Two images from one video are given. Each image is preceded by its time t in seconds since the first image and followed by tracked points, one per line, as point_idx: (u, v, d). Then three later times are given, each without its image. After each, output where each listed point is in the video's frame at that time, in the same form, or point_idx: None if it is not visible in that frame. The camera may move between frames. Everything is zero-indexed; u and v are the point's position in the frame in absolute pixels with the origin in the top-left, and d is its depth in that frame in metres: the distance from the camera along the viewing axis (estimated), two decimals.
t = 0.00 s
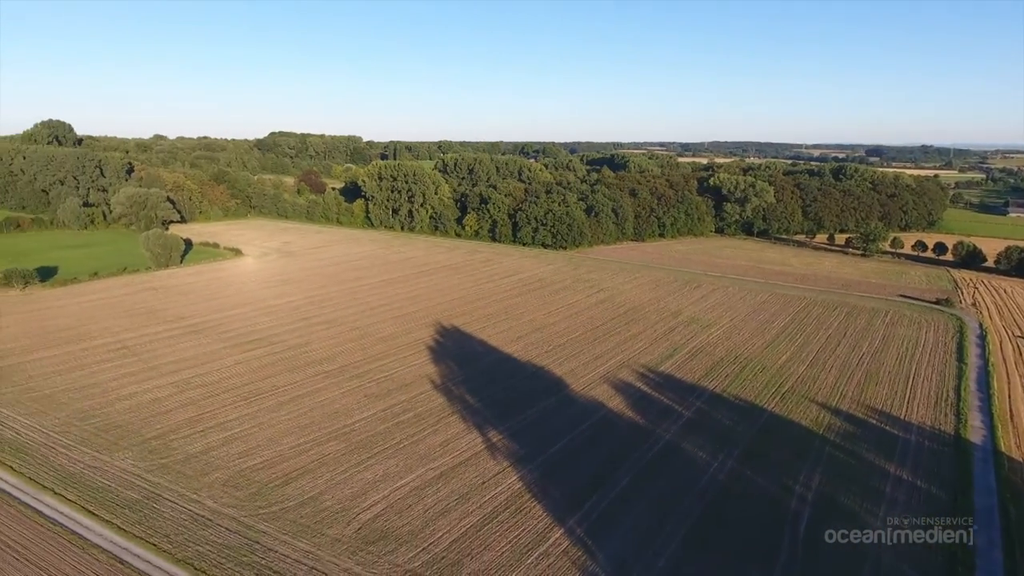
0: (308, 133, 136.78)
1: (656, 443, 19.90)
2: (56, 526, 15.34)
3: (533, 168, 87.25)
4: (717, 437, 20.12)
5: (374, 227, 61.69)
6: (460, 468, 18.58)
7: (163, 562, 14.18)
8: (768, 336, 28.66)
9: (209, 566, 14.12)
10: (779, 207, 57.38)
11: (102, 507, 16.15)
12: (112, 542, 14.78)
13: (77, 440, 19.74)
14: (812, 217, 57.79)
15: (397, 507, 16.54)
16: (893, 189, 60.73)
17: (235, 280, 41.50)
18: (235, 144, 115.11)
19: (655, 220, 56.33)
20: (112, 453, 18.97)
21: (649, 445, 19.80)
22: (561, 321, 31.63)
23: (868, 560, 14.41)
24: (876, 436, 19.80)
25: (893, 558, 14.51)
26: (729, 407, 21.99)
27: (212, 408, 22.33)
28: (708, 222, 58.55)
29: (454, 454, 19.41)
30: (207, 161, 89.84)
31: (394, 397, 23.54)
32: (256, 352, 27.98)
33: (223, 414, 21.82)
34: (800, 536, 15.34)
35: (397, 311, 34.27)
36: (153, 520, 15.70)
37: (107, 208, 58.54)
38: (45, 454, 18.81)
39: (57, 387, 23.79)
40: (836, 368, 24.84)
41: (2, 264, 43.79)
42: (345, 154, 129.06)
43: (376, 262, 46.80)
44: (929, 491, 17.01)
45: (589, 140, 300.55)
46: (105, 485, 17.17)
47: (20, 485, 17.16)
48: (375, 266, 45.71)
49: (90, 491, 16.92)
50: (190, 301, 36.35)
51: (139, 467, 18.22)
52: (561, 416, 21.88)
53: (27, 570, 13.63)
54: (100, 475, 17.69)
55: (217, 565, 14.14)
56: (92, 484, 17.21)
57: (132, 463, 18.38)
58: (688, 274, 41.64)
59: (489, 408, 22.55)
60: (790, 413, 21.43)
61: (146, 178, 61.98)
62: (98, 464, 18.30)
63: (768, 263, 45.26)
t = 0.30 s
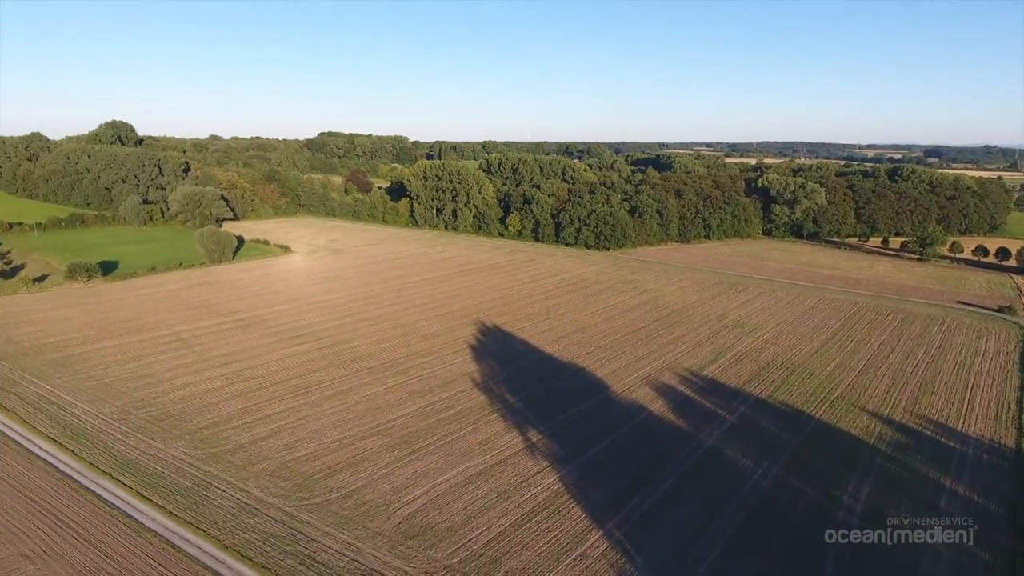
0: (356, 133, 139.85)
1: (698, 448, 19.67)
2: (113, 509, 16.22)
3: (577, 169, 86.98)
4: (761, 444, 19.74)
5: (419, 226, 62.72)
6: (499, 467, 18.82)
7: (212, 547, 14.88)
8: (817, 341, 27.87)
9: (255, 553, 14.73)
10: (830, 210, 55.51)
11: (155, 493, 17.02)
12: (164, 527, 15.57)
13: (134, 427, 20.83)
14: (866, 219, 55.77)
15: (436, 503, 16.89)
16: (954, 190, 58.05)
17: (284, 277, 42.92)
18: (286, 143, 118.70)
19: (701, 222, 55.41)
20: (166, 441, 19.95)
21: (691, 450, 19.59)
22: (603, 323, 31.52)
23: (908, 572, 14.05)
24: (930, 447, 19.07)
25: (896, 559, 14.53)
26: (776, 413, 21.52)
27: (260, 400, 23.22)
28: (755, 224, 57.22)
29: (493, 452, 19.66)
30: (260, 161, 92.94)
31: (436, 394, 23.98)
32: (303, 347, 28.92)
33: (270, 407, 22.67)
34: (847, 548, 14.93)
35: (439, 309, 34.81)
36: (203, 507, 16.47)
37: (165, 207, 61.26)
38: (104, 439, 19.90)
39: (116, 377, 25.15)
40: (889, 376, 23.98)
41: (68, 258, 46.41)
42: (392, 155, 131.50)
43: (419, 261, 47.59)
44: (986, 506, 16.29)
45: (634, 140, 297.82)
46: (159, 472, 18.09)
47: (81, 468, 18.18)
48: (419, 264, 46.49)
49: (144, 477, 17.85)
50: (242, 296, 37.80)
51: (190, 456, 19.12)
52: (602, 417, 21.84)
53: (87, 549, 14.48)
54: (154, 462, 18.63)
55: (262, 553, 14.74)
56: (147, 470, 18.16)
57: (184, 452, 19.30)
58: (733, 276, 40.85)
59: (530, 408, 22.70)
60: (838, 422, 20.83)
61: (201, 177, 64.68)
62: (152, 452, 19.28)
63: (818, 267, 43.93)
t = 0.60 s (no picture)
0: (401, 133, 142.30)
1: (742, 454, 19.39)
2: (165, 495, 17.12)
3: (621, 169, 86.25)
4: (807, 452, 19.31)
5: (461, 226, 63.45)
6: (537, 467, 18.99)
7: (257, 535, 15.56)
8: (868, 348, 26.97)
9: (298, 543, 15.33)
10: (884, 212, 53.54)
11: (205, 481, 17.89)
12: (213, 514, 16.36)
13: (186, 417, 21.89)
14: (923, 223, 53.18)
15: (474, 500, 17.19)
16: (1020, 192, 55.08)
17: (330, 274, 44.14)
18: (334, 143, 121.67)
19: (748, 223, 54.25)
20: (216, 431, 20.92)
21: (734, 456, 19.31)
22: (644, 325, 31.29)
23: None
24: (988, 461, 18.28)
25: (895, 559, 14.62)
26: (823, 421, 21.00)
27: (306, 394, 24.05)
28: (805, 226, 55.65)
29: (532, 452, 19.85)
30: (309, 160, 95.62)
31: (475, 392, 24.34)
32: (347, 343, 29.74)
33: (316, 400, 23.45)
34: (897, 563, 14.49)
35: (480, 308, 35.21)
36: (249, 496, 17.22)
37: (218, 206, 63.89)
38: (159, 428, 21.01)
39: (170, 368, 26.45)
40: (945, 386, 23.02)
41: (128, 253, 48.95)
42: (436, 155, 133.25)
43: (462, 260, 48.17)
44: None
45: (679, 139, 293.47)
46: (208, 461, 18.99)
47: (137, 454, 19.25)
48: (461, 264, 47.05)
49: (195, 464, 18.77)
50: (291, 292, 39.07)
51: (238, 446, 20.00)
52: (643, 420, 21.77)
53: (140, 532, 15.34)
54: (204, 451, 19.56)
55: (305, 543, 15.33)
56: (197, 458, 19.09)
57: (233, 443, 20.19)
58: (780, 280, 39.87)
59: (570, 409, 22.76)
60: (890, 432, 20.16)
61: (254, 176, 67.05)
62: (203, 441, 20.24)
63: (870, 271, 42.43)
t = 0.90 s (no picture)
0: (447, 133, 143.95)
1: (789, 462, 19.03)
2: (215, 483, 18.00)
3: (667, 169, 85.09)
4: (857, 462, 18.81)
5: (505, 226, 63.88)
6: (577, 468, 19.09)
7: (301, 525, 16.18)
8: (925, 356, 25.97)
9: (341, 534, 15.89)
10: (944, 214, 51.12)
11: (252, 470, 18.73)
12: (259, 503, 17.12)
13: (237, 408, 22.92)
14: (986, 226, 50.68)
15: (514, 499, 17.44)
16: None
17: (376, 271, 45.19)
18: (381, 143, 124.00)
19: (798, 225, 52.78)
20: (264, 423, 21.84)
21: (780, 463, 18.98)
22: (687, 327, 30.91)
23: None
24: None
25: (891, 558, 14.80)
26: (874, 431, 20.39)
27: (351, 388, 24.81)
28: (858, 228, 53.88)
29: (572, 453, 19.97)
30: (357, 160, 97.85)
31: (516, 391, 24.59)
32: (392, 340, 30.46)
33: (360, 395, 24.16)
34: None
35: (522, 308, 35.46)
36: (294, 486, 17.94)
37: (270, 204, 66.14)
38: (210, 418, 22.07)
39: (223, 360, 27.68)
40: (1008, 397, 21.99)
41: (184, 248, 51.29)
42: (481, 154, 134.22)
43: (505, 260, 48.54)
44: None
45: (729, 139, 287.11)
46: (254, 451, 19.85)
47: (188, 443, 20.29)
48: (504, 263, 47.41)
49: (242, 454, 19.65)
50: (338, 289, 40.21)
51: (285, 438, 20.83)
52: (686, 424, 21.60)
53: (191, 518, 16.17)
54: (253, 442, 20.45)
55: (348, 534, 15.88)
56: (245, 448, 19.99)
57: (280, 434, 21.04)
58: (831, 284, 38.69)
59: (611, 411, 22.75)
60: (946, 444, 19.44)
61: (304, 175, 69.13)
62: (251, 432, 21.16)
63: (928, 276, 40.69)
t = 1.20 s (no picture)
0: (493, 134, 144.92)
1: (838, 471, 18.55)
2: (263, 473, 18.83)
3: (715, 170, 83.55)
4: (910, 473, 18.21)
5: (549, 226, 63.96)
6: (618, 470, 19.10)
7: (345, 517, 16.79)
8: (987, 366, 24.82)
9: (383, 527, 16.40)
10: (1009, 218, 48.45)
11: (298, 462, 19.50)
12: (304, 494, 17.82)
13: (284, 401, 23.85)
14: None
15: (554, 499, 17.62)
16: None
17: (420, 270, 46.02)
18: (428, 143, 125.85)
19: (851, 228, 50.98)
20: (310, 416, 22.66)
21: (828, 472, 18.53)
22: (733, 331, 30.41)
23: None
24: None
25: (929, 569, 14.49)
26: (929, 442, 19.67)
27: (394, 385, 25.45)
28: (916, 232, 51.88)
29: (614, 455, 19.99)
30: (403, 160, 99.67)
31: (558, 391, 24.74)
32: (435, 337, 31.05)
33: (404, 392, 24.77)
34: None
35: (564, 308, 35.58)
36: (338, 479, 18.60)
37: (319, 202, 68.13)
38: (258, 409, 23.04)
39: (272, 354, 28.81)
40: None
41: (237, 245, 53.44)
42: (526, 154, 134.60)
43: (548, 260, 48.68)
44: None
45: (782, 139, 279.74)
46: (300, 443, 20.64)
47: (238, 433, 21.25)
48: (547, 263, 47.56)
49: (289, 446, 20.48)
50: (384, 286, 41.19)
51: (330, 431, 21.57)
52: (730, 429, 21.31)
53: (239, 507, 16.96)
54: (300, 434, 21.26)
55: (389, 527, 16.37)
56: (291, 440, 20.81)
57: (325, 428, 21.80)
58: (886, 289, 37.32)
59: (653, 414, 22.63)
60: (1009, 459, 18.60)
61: (352, 175, 70.91)
62: (299, 425, 21.99)
63: (992, 282, 38.75)
